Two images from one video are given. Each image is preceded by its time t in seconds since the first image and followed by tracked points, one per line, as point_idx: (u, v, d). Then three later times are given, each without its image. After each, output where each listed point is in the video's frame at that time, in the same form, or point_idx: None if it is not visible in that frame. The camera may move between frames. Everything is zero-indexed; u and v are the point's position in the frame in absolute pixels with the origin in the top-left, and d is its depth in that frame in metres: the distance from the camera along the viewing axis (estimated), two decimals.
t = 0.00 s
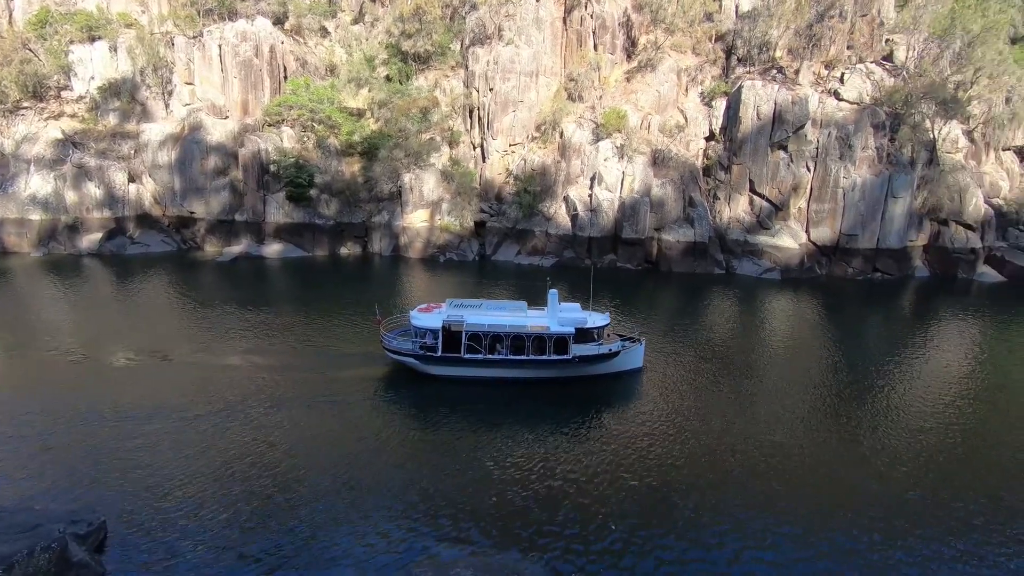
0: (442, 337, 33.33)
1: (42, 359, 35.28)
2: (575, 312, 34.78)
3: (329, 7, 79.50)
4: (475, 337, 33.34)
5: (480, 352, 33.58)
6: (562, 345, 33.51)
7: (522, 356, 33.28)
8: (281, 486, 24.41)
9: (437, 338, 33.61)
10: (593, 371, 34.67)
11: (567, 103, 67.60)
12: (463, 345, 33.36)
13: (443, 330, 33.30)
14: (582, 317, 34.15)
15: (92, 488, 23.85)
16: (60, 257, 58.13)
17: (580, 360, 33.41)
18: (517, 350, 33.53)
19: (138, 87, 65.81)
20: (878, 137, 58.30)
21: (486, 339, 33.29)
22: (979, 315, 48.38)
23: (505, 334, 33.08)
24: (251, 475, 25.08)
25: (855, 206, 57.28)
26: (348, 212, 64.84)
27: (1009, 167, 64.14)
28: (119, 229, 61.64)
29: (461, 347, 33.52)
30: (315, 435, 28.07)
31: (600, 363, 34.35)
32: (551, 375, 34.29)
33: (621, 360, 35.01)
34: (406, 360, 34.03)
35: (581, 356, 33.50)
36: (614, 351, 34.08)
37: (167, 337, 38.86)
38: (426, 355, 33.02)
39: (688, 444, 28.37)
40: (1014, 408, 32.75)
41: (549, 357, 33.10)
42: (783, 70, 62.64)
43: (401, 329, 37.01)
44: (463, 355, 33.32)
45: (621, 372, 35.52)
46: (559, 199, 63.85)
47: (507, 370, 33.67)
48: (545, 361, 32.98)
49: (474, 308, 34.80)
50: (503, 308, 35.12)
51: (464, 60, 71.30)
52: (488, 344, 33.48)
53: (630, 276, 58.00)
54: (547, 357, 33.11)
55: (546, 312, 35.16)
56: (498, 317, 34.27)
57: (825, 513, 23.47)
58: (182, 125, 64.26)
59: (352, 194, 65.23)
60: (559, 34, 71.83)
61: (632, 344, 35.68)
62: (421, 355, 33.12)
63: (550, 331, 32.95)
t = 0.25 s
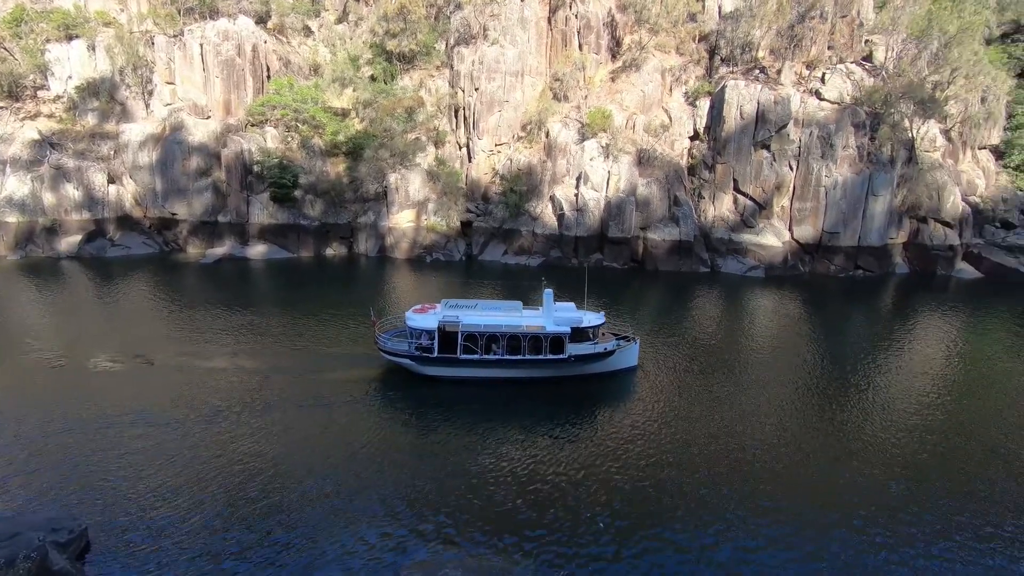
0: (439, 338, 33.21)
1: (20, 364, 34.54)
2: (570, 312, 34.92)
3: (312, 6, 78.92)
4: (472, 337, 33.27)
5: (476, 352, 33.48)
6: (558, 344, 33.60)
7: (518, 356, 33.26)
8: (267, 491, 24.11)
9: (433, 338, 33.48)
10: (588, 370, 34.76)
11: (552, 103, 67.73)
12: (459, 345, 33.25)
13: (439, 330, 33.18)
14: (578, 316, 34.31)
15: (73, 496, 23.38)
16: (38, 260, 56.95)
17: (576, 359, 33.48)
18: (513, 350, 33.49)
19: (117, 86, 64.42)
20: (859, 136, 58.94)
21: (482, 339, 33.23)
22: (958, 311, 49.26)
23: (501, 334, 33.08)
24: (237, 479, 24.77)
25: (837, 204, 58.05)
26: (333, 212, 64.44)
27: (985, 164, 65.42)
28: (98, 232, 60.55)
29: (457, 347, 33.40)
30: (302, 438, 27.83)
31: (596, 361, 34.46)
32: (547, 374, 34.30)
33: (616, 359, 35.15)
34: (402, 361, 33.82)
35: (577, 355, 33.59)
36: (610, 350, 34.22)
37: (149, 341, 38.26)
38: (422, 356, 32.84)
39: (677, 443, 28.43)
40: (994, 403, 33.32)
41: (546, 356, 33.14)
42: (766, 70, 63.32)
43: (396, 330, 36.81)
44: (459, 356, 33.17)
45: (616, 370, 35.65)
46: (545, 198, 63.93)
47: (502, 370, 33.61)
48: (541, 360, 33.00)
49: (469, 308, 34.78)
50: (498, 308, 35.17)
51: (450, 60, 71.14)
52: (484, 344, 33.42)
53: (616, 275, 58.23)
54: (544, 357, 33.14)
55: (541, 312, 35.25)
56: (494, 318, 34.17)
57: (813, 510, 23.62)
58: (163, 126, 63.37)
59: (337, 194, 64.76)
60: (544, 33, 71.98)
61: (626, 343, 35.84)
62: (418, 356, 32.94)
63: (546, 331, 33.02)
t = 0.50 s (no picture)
0: (435, 339, 33.11)
1: None
2: (565, 312, 35.00)
3: (296, 6, 78.37)
4: (467, 338, 33.18)
5: (472, 353, 33.40)
6: (553, 344, 33.65)
7: (513, 356, 33.25)
8: (252, 496, 23.80)
9: (429, 339, 33.38)
10: (583, 370, 34.86)
11: (537, 103, 67.86)
12: (455, 346, 33.18)
13: (435, 331, 33.10)
14: (572, 316, 34.36)
15: (51, 503, 22.93)
16: (15, 263, 55.78)
17: (572, 359, 33.57)
18: (508, 350, 33.47)
19: (96, 86, 63.97)
20: (840, 135, 59.73)
21: (478, 340, 33.16)
22: (938, 307, 50.09)
23: (496, 335, 33.04)
24: (221, 485, 24.42)
25: (819, 203, 58.82)
26: (318, 214, 63.94)
27: (962, 163, 66.67)
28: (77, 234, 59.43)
29: (453, 349, 33.31)
30: (289, 441, 27.54)
31: (591, 361, 34.59)
32: (541, 375, 34.32)
33: (610, 358, 35.29)
34: (396, 362, 33.65)
35: (572, 354, 33.66)
36: (604, 349, 34.34)
37: (130, 345, 37.61)
38: (417, 357, 32.77)
39: (665, 442, 28.50)
40: (974, 398, 33.86)
41: (541, 357, 33.17)
42: (748, 70, 64.04)
43: (391, 332, 36.64)
44: (454, 356, 33.11)
45: (609, 370, 35.80)
46: (531, 198, 63.98)
47: (497, 370, 33.56)
48: (537, 360, 33.02)
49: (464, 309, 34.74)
50: (492, 308, 35.19)
51: (435, 60, 70.97)
52: (480, 344, 33.35)
53: (602, 274, 58.45)
54: (539, 357, 33.16)
55: (535, 312, 35.28)
56: (488, 318, 34.15)
57: (800, 506, 23.78)
58: (143, 126, 62.36)
59: (322, 195, 64.23)
60: (529, 34, 72.12)
61: (620, 342, 36.01)
62: (413, 357, 32.82)
63: (542, 331, 33.04)
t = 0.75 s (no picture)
0: (431, 341, 32.88)
1: None
2: (559, 312, 35.04)
3: (277, 6, 77.70)
4: (462, 339, 33.02)
5: (467, 354, 33.25)
6: (549, 345, 33.68)
7: (509, 357, 33.21)
8: (239, 500, 23.50)
9: (424, 341, 33.18)
10: (577, 369, 34.99)
11: (521, 104, 68.02)
12: (450, 347, 32.96)
13: (430, 333, 32.89)
14: (567, 316, 34.42)
15: (31, 512, 22.38)
16: None
17: (567, 359, 33.63)
18: (504, 351, 33.40)
19: (72, 86, 62.88)
20: (820, 135, 60.48)
21: (473, 341, 33.01)
22: (915, 304, 51.07)
23: (492, 336, 32.93)
24: (207, 490, 24.07)
25: (800, 202, 59.65)
26: (302, 215, 63.35)
27: (938, 162, 68.05)
28: (54, 237, 57.97)
29: (448, 350, 33.12)
30: (275, 446, 27.24)
31: (585, 361, 34.74)
32: (536, 375, 34.34)
33: (604, 358, 35.50)
34: (391, 364, 33.40)
35: (567, 354, 33.72)
36: (599, 349, 34.51)
37: (110, 349, 36.91)
38: (413, 359, 32.53)
39: (650, 441, 28.64)
40: (951, 392, 34.51)
41: (537, 357, 33.17)
42: (730, 71, 64.76)
43: (384, 333, 36.35)
44: (450, 357, 32.92)
45: (602, 369, 36.00)
46: (516, 199, 64.07)
47: (492, 371, 33.50)
48: (532, 361, 33.03)
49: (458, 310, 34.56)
50: (486, 309, 35.11)
51: (418, 60, 70.75)
52: (475, 345, 33.22)
53: (588, 274, 58.71)
54: (535, 357, 33.17)
55: (529, 312, 35.26)
56: (483, 319, 34.05)
57: (785, 502, 24.03)
58: (122, 127, 61.37)
59: (305, 196, 63.68)
60: (513, 34, 72.22)
61: (614, 342, 36.19)
62: (408, 359, 32.58)
63: (537, 331, 33.03)
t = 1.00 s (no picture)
0: (425, 342, 32.73)
1: None
2: (553, 311, 35.17)
3: (258, 6, 76.96)
4: (458, 340, 32.91)
5: (462, 355, 33.18)
6: (543, 345, 33.77)
7: (504, 357, 33.20)
8: (225, 506, 23.17)
9: (419, 342, 33.04)
10: (571, 369, 35.09)
11: (505, 104, 68.10)
12: (445, 348, 32.84)
13: (425, 335, 32.74)
14: (561, 316, 34.58)
15: (10, 522, 21.88)
16: None
17: (561, 359, 33.74)
18: (498, 352, 33.40)
19: (47, 87, 61.57)
20: (800, 135, 61.54)
21: (468, 342, 32.92)
22: (895, 301, 51.95)
23: (487, 336, 32.89)
24: (191, 496, 23.69)
25: (781, 201, 60.40)
26: (285, 217, 62.72)
27: (914, 161, 69.42)
28: (29, 241, 56.78)
29: (443, 351, 33.02)
30: (261, 450, 26.92)
31: (580, 360, 34.85)
32: (531, 375, 34.36)
33: (598, 357, 35.64)
34: (385, 366, 33.20)
35: (562, 354, 33.83)
36: (593, 348, 34.67)
37: (90, 355, 36.21)
38: (407, 360, 32.39)
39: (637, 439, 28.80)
40: (929, 388, 35.13)
41: (532, 357, 33.23)
42: (712, 72, 65.45)
43: (378, 335, 36.14)
44: (444, 358, 32.80)
45: (596, 368, 36.14)
46: (501, 200, 64.12)
47: (486, 372, 33.45)
48: (528, 361, 33.07)
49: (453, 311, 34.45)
50: (480, 309, 35.06)
51: (402, 61, 70.42)
52: (470, 346, 33.16)
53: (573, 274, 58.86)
54: (530, 357, 33.22)
55: (523, 312, 35.29)
56: (478, 320, 34.05)
57: (772, 499, 24.25)
58: (99, 128, 60.35)
59: (288, 198, 62.87)
60: (496, 35, 72.24)
61: (607, 341, 36.37)
62: (403, 361, 32.43)
63: (532, 332, 33.10)
